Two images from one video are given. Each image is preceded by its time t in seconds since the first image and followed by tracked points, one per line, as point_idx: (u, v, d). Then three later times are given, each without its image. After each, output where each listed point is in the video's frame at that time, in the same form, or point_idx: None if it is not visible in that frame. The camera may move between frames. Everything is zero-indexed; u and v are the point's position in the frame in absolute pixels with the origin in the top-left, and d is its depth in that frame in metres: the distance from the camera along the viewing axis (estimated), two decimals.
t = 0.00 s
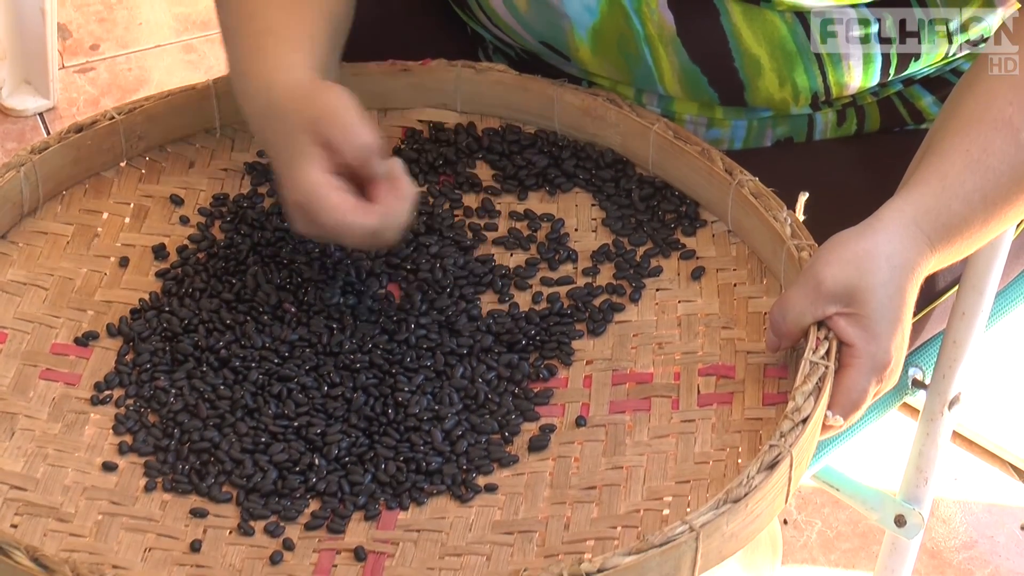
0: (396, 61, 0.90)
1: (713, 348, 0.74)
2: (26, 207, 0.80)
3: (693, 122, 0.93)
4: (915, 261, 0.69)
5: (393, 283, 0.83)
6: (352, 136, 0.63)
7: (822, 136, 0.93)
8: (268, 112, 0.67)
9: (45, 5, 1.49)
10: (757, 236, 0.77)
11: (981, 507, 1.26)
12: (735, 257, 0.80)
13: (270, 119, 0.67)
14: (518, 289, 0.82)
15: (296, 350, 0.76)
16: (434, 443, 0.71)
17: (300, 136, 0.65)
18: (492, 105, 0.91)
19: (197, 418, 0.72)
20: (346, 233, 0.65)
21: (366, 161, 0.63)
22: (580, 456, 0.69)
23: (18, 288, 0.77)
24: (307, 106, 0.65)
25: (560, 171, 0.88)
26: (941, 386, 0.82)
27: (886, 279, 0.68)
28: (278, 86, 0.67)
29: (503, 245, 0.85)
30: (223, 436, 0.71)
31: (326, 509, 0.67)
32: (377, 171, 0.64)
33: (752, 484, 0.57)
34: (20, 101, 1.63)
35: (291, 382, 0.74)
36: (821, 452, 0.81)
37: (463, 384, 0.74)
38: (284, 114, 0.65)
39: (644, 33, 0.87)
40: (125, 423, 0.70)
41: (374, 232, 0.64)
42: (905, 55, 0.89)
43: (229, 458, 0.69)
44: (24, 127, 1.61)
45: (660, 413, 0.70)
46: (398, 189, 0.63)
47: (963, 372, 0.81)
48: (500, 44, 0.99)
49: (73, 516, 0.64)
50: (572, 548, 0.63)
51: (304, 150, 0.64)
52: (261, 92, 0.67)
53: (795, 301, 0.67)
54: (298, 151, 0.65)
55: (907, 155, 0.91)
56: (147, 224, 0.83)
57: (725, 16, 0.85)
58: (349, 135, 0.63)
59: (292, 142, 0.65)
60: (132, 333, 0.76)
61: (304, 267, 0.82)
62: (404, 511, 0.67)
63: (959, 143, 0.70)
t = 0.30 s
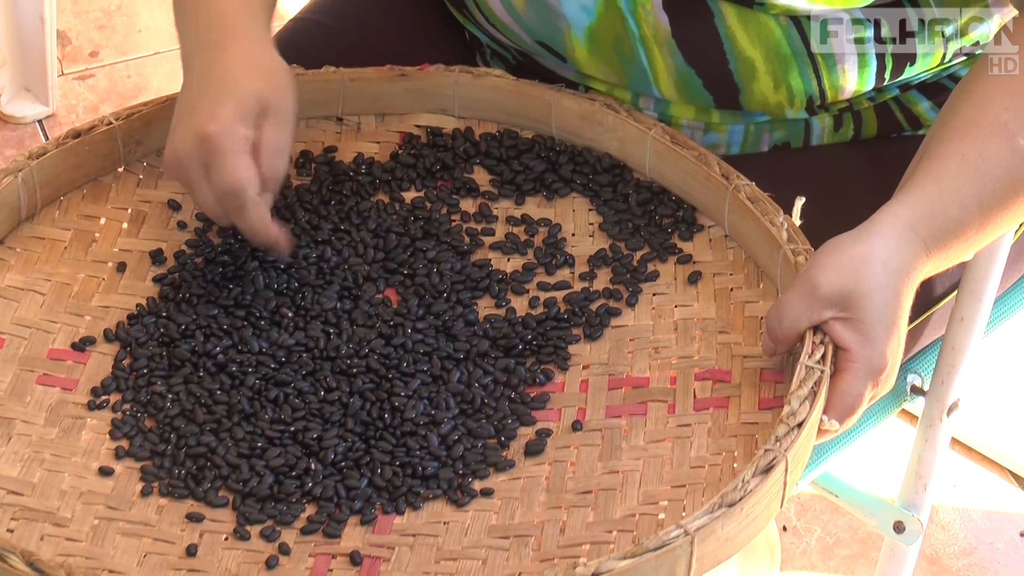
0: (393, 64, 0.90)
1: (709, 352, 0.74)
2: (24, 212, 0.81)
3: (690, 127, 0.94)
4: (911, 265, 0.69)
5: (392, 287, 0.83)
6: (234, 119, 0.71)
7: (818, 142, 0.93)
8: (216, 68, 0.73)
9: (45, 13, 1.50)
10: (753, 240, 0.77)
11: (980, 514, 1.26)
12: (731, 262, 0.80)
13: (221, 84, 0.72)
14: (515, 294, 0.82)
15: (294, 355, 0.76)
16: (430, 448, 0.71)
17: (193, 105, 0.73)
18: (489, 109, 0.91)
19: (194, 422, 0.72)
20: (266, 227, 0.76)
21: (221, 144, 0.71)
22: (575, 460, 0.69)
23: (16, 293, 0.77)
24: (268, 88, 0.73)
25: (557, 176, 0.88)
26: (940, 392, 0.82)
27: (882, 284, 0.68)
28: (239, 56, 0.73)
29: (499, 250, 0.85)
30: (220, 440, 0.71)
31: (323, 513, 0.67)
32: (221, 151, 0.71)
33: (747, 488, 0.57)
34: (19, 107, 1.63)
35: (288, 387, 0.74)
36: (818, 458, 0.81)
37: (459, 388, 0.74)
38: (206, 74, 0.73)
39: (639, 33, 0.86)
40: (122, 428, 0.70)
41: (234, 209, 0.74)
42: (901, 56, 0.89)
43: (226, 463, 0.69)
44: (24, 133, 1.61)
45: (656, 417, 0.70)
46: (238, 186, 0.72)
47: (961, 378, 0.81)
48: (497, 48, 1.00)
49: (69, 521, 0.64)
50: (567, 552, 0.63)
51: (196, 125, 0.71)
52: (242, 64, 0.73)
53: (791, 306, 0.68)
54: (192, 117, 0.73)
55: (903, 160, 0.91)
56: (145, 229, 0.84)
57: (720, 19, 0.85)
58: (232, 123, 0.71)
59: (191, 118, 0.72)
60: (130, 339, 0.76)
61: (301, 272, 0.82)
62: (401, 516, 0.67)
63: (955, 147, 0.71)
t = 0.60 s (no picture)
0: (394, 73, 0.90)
1: (713, 361, 0.74)
2: (27, 225, 0.80)
3: (690, 132, 0.93)
4: (913, 274, 0.69)
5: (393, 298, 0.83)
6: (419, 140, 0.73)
7: (819, 146, 0.93)
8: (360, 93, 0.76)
9: (45, 17, 1.50)
10: (757, 246, 0.77)
11: (980, 520, 1.25)
12: (735, 269, 0.80)
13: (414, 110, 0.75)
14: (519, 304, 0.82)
15: (298, 368, 0.76)
16: (434, 461, 0.71)
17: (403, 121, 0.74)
18: (492, 115, 0.91)
19: (199, 437, 0.72)
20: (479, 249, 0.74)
21: (435, 164, 0.73)
22: (580, 472, 0.69)
23: (20, 307, 0.77)
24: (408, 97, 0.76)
25: (560, 183, 0.88)
26: (940, 400, 0.82)
27: (884, 293, 0.68)
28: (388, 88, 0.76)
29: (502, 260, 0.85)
30: (225, 455, 0.71)
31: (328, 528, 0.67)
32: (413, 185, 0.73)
33: (752, 502, 0.57)
34: (20, 114, 1.63)
35: (292, 401, 0.74)
36: (819, 466, 0.81)
37: (464, 400, 0.75)
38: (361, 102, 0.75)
39: (638, 39, 0.87)
40: (127, 444, 0.70)
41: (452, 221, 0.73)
42: (901, 57, 0.89)
43: (231, 479, 0.69)
44: (25, 140, 1.62)
45: (660, 427, 0.71)
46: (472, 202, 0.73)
47: (962, 384, 0.81)
48: (498, 54, 1.00)
49: (76, 539, 0.64)
50: (573, 567, 0.63)
51: (390, 137, 0.73)
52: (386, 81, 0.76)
53: (794, 315, 0.68)
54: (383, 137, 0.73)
55: (904, 165, 0.91)
56: (149, 238, 0.84)
57: (718, 24, 0.85)
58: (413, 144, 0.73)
59: (390, 134, 0.73)
60: (134, 351, 0.76)
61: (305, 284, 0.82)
62: (406, 530, 0.67)
63: (956, 153, 0.71)
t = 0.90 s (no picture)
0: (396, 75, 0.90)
1: (711, 359, 0.74)
2: (25, 216, 0.80)
3: (691, 136, 0.94)
4: (914, 273, 0.69)
5: (390, 294, 0.82)
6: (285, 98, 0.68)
7: (821, 151, 0.93)
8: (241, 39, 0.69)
9: (45, 17, 1.51)
10: (756, 247, 0.77)
11: (980, 522, 1.25)
12: (734, 270, 0.80)
13: (257, 59, 0.69)
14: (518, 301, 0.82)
15: (295, 360, 0.76)
16: (431, 452, 0.70)
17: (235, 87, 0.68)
18: (492, 118, 0.92)
19: (195, 425, 0.72)
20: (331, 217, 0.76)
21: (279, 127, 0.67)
22: (578, 465, 0.68)
23: (16, 296, 0.77)
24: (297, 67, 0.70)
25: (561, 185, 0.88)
26: (941, 401, 0.81)
27: (885, 291, 0.68)
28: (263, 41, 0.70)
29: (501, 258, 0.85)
30: (220, 443, 0.71)
31: (323, 515, 0.66)
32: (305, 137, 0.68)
33: (752, 491, 0.56)
34: (19, 114, 1.63)
35: (288, 391, 0.74)
36: (818, 466, 0.80)
37: (461, 394, 0.74)
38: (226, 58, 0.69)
39: (639, 46, 0.88)
40: (122, 430, 0.70)
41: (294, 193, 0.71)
42: (905, 56, 0.89)
43: (226, 466, 0.69)
44: (24, 140, 1.61)
45: (658, 422, 0.70)
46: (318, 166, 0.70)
47: (963, 386, 0.81)
48: (500, 57, 1.00)
49: (69, 522, 0.64)
50: (569, 555, 0.63)
51: (240, 101, 0.67)
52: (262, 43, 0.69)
53: (795, 312, 0.68)
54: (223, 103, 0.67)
55: (904, 169, 0.91)
56: (146, 234, 0.84)
57: (720, 31, 0.86)
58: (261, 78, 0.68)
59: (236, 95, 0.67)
60: (130, 342, 0.76)
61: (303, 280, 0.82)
62: (401, 519, 0.66)
63: (959, 155, 0.71)
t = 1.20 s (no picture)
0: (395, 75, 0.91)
1: (711, 360, 0.74)
2: (24, 220, 0.80)
3: (689, 136, 0.94)
4: (914, 273, 0.69)
5: (388, 296, 0.82)
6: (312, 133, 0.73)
7: (819, 150, 0.93)
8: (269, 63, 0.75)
9: (45, 17, 1.51)
10: (756, 248, 0.77)
11: (981, 521, 1.25)
12: (734, 270, 0.80)
13: (289, 87, 0.75)
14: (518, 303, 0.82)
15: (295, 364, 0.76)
16: (432, 456, 0.70)
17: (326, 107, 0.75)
18: (491, 118, 0.91)
19: (195, 431, 0.72)
20: (339, 249, 0.75)
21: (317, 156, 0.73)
22: (578, 468, 0.68)
23: (16, 301, 0.77)
24: (313, 98, 0.75)
25: (560, 186, 0.88)
26: (942, 401, 0.82)
27: (885, 293, 0.68)
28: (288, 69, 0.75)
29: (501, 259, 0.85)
30: (221, 448, 0.71)
31: (323, 522, 0.66)
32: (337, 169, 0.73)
33: (751, 496, 0.57)
34: (19, 113, 1.63)
35: (288, 396, 0.74)
36: (819, 467, 0.80)
37: (461, 397, 0.74)
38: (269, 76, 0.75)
39: (634, 51, 0.88)
40: (123, 436, 0.70)
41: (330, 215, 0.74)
42: (900, 56, 0.88)
43: (227, 472, 0.69)
44: (24, 139, 1.61)
45: (659, 425, 0.70)
46: (340, 205, 0.73)
47: (963, 385, 0.81)
48: (497, 59, 1.00)
49: (70, 530, 0.64)
50: (570, 560, 0.63)
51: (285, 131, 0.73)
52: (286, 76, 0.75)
53: (795, 314, 0.67)
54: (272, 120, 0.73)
55: (904, 167, 0.91)
56: (145, 237, 0.84)
57: (715, 34, 0.86)
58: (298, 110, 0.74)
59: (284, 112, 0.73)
60: (130, 347, 0.76)
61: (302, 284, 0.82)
62: (402, 525, 0.66)
63: (957, 155, 0.71)
